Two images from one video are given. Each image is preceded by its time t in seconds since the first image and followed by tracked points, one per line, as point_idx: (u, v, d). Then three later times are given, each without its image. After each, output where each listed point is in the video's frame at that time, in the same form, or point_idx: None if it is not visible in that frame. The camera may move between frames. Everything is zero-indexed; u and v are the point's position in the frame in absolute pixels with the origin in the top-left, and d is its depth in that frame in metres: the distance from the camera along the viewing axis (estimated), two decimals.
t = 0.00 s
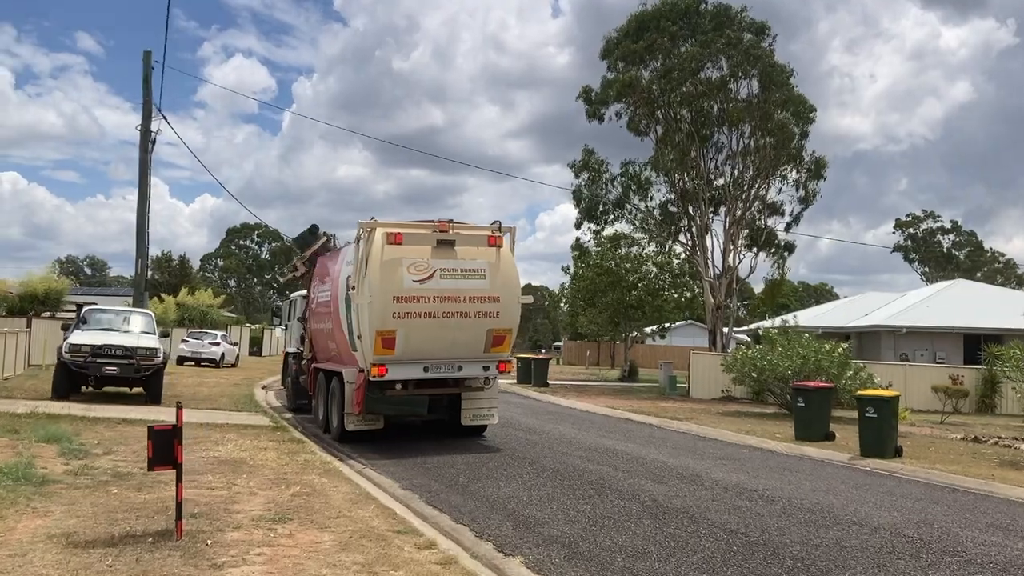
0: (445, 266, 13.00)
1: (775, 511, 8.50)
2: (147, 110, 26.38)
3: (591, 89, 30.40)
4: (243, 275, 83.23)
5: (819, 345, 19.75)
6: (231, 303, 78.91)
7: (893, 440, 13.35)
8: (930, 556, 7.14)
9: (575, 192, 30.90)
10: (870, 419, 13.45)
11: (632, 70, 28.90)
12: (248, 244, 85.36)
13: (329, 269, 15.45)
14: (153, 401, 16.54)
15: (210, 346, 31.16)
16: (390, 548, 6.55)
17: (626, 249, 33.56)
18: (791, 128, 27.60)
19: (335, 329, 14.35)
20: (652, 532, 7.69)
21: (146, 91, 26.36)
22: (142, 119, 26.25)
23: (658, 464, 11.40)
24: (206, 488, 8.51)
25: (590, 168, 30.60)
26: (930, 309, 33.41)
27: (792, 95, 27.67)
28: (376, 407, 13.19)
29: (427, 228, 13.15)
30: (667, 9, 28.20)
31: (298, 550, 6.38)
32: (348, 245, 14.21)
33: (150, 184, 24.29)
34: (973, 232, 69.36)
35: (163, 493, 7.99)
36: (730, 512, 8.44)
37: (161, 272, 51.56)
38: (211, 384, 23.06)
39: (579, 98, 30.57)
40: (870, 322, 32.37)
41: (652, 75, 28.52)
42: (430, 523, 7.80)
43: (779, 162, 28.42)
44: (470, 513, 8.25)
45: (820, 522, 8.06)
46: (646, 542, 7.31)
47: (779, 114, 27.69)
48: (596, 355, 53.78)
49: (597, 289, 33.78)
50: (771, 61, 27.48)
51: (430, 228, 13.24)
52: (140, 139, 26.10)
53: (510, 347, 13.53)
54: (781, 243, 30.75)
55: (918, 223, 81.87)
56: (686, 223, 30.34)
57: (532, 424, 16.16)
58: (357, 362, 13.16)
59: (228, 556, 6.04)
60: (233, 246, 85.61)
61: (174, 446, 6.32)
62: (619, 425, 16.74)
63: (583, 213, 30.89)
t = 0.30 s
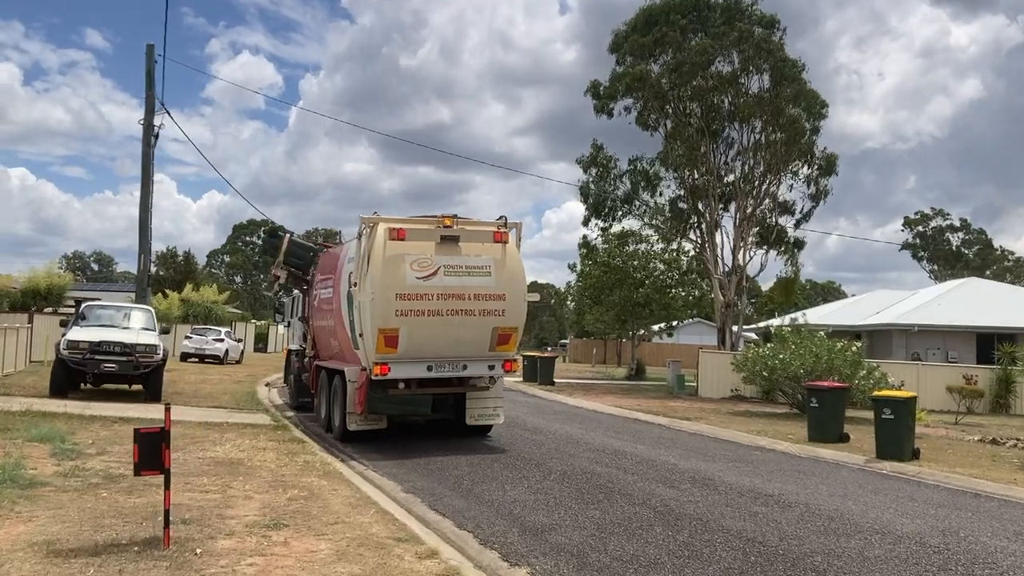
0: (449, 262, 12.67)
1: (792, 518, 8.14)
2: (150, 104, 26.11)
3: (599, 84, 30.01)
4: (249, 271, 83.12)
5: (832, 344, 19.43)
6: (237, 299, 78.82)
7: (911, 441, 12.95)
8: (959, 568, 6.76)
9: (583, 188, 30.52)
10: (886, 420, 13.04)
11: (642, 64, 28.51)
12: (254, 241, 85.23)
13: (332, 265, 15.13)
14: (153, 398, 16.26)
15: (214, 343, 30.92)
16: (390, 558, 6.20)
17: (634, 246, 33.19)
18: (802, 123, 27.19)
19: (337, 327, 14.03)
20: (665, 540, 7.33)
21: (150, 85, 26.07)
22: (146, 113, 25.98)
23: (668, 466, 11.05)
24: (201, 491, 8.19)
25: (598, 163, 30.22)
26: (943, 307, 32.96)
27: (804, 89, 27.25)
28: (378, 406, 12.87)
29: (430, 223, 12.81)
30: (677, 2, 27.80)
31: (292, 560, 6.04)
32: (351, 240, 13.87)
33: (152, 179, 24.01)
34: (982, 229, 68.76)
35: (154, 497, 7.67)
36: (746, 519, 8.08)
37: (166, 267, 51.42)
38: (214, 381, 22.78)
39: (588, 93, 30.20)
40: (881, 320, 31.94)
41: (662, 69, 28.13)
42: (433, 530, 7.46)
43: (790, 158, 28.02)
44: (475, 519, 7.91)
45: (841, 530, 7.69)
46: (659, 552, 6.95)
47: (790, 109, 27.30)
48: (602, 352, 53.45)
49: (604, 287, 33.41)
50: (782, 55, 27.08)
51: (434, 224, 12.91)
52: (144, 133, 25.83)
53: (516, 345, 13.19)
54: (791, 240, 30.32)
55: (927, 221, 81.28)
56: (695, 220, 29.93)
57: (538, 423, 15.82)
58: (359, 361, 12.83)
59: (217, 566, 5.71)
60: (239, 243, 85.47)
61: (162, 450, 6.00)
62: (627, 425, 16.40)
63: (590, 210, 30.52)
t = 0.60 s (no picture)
0: (454, 253, 12.32)
1: (813, 521, 7.76)
2: (151, 93, 25.76)
3: (606, 74, 29.58)
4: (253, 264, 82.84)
5: (844, 338, 19.07)
6: (241, 291, 78.58)
7: (930, 439, 12.55)
8: None
9: (590, 180, 30.13)
10: (904, 418, 12.63)
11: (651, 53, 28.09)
12: (259, 233, 84.93)
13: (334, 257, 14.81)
14: (152, 392, 15.97)
15: (216, 335, 30.62)
16: (392, 564, 5.85)
17: (641, 239, 32.81)
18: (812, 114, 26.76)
19: (338, 320, 13.72)
20: (681, 543, 6.97)
21: (151, 74, 25.74)
22: (147, 103, 25.64)
23: (680, 465, 10.68)
24: (196, 490, 7.86)
25: (605, 154, 29.81)
26: (954, 302, 32.49)
27: (815, 79, 26.81)
28: (381, 401, 12.55)
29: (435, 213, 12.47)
30: None
31: (287, 565, 5.70)
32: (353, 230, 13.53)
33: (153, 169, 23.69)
34: (990, 224, 68.22)
35: (146, 497, 7.33)
36: (765, 522, 7.71)
37: (169, 259, 51.17)
38: (215, 374, 22.51)
39: (595, 83, 29.78)
40: (892, 314, 31.50)
41: (672, 58, 27.70)
42: (436, 532, 7.12)
43: (800, 150, 27.59)
44: (482, 520, 7.56)
45: (865, 534, 7.32)
46: (676, 556, 6.59)
47: (801, 100, 26.89)
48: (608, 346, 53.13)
49: (610, 280, 33.05)
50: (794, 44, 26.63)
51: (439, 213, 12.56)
52: (145, 123, 25.51)
53: (522, 339, 12.85)
54: (801, 233, 29.88)
55: (934, 215, 80.71)
56: (704, 212, 29.49)
57: (544, 419, 15.48)
58: (361, 354, 12.51)
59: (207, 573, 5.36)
60: (243, 235, 85.19)
61: (150, 448, 5.64)
62: (635, 421, 16.05)
63: (597, 202, 30.12)
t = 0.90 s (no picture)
0: (457, 246, 11.99)
1: (830, 526, 7.44)
2: (151, 83, 25.42)
3: (612, 64, 29.19)
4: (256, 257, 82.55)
5: (853, 334, 18.76)
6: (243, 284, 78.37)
7: (944, 438, 12.23)
8: None
9: (595, 172, 29.76)
10: (918, 416, 12.29)
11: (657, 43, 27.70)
12: (262, 225, 84.60)
13: (334, 249, 14.49)
14: (149, 386, 15.69)
15: (217, 328, 30.36)
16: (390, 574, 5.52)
17: (646, 233, 32.46)
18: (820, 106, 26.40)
19: (338, 314, 13.42)
20: (693, 551, 6.64)
21: (150, 64, 25.38)
22: (146, 93, 25.31)
23: (689, 465, 10.37)
24: (188, 491, 7.55)
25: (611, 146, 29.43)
26: (963, 297, 32.13)
27: (823, 70, 26.43)
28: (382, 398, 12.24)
29: (438, 205, 12.14)
30: None
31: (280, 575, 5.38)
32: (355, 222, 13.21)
33: (153, 160, 23.37)
34: (995, 218, 67.74)
35: (134, 499, 7.01)
36: (780, 527, 7.39)
37: (170, 251, 50.96)
38: (215, 367, 22.22)
39: (600, 74, 29.38)
40: (899, 309, 31.15)
41: (678, 49, 27.31)
42: (437, 537, 6.81)
43: (808, 142, 27.22)
44: (485, 524, 7.24)
45: (886, 540, 6.99)
46: (688, 564, 6.27)
47: (808, 91, 26.54)
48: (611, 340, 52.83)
49: (614, 274, 32.71)
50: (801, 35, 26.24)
51: (442, 205, 12.22)
52: (144, 114, 25.16)
53: (527, 335, 12.53)
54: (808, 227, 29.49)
55: (938, 210, 80.22)
56: (710, 205, 29.12)
57: (548, 415, 15.17)
58: (362, 350, 12.19)
59: None
60: (246, 228, 84.84)
61: (136, 452, 5.32)
62: (641, 417, 15.75)
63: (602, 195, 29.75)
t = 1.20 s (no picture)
0: (458, 232, 11.64)
1: (848, 524, 7.08)
2: (147, 69, 25.02)
3: (615, 52, 28.79)
4: (257, 248, 82.18)
5: (861, 326, 18.39)
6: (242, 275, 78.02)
7: (959, 432, 11.86)
8: None
9: (598, 161, 29.36)
10: (932, 409, 11.92)
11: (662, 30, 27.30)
12: (263, 216, 84.17)
13: (332, 237, 14.13)
14: (142, 377, 15.36)
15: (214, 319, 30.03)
16: None
17: (649, 223, 32.07)
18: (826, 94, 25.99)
19: (335, 304, 13.06)
20: (705, 551, 6.29)
21: (146, 50, 24.97)
22: (143, 80, 24.92)
23: (697, 459, 10.02)
24: (173, 487, 7.18)
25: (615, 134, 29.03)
26: (970, 289, 31.73)
27: (830, 58, 26.02)
28: (379, 390, 11.89)
29: (438, 190, 11.79)
30: None
31: None
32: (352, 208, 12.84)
33: (149, 148, 22.98)
34: (999, 211, 67.24)
35: (116, 495, 6.66)
36: (794, 526, 7.04)
37: (169, 242, 50.65)
38: (212, 358, 21.87)
39: (603, 61, 28.97)
40: (906, 301, 30.75)
41: (683, 36, 26.91)
42: (434, 535, 6.48)
43: (814, 131, 26.81)
44: (485, 522, 6.89)
45: (908, 541, 6.63)
46: (699, 566, 5.92)
47: (815, 79, 26.13)
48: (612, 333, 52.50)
49: (617, 265, 32.32)
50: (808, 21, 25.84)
51: (442, 191, 11.87)
52: (141, 101, 24.76)
53: (529, 325, 12.17)
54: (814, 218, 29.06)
55: (942, 203, 79.70)
56: (715, 195, 28.70)
57: (551, 408, 14.81)
58: (359, 340, 11.84)
59: None
60: (246, 219, 84.42)
61: (111, 448, 4.97)
62: (645, 409, 15.39)
63: (605, 185, 29.34)
